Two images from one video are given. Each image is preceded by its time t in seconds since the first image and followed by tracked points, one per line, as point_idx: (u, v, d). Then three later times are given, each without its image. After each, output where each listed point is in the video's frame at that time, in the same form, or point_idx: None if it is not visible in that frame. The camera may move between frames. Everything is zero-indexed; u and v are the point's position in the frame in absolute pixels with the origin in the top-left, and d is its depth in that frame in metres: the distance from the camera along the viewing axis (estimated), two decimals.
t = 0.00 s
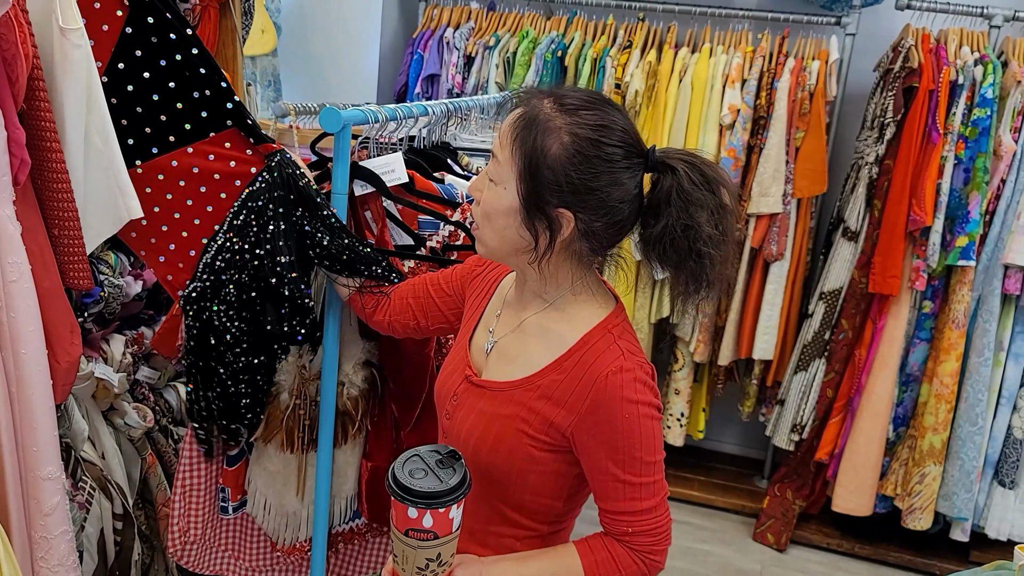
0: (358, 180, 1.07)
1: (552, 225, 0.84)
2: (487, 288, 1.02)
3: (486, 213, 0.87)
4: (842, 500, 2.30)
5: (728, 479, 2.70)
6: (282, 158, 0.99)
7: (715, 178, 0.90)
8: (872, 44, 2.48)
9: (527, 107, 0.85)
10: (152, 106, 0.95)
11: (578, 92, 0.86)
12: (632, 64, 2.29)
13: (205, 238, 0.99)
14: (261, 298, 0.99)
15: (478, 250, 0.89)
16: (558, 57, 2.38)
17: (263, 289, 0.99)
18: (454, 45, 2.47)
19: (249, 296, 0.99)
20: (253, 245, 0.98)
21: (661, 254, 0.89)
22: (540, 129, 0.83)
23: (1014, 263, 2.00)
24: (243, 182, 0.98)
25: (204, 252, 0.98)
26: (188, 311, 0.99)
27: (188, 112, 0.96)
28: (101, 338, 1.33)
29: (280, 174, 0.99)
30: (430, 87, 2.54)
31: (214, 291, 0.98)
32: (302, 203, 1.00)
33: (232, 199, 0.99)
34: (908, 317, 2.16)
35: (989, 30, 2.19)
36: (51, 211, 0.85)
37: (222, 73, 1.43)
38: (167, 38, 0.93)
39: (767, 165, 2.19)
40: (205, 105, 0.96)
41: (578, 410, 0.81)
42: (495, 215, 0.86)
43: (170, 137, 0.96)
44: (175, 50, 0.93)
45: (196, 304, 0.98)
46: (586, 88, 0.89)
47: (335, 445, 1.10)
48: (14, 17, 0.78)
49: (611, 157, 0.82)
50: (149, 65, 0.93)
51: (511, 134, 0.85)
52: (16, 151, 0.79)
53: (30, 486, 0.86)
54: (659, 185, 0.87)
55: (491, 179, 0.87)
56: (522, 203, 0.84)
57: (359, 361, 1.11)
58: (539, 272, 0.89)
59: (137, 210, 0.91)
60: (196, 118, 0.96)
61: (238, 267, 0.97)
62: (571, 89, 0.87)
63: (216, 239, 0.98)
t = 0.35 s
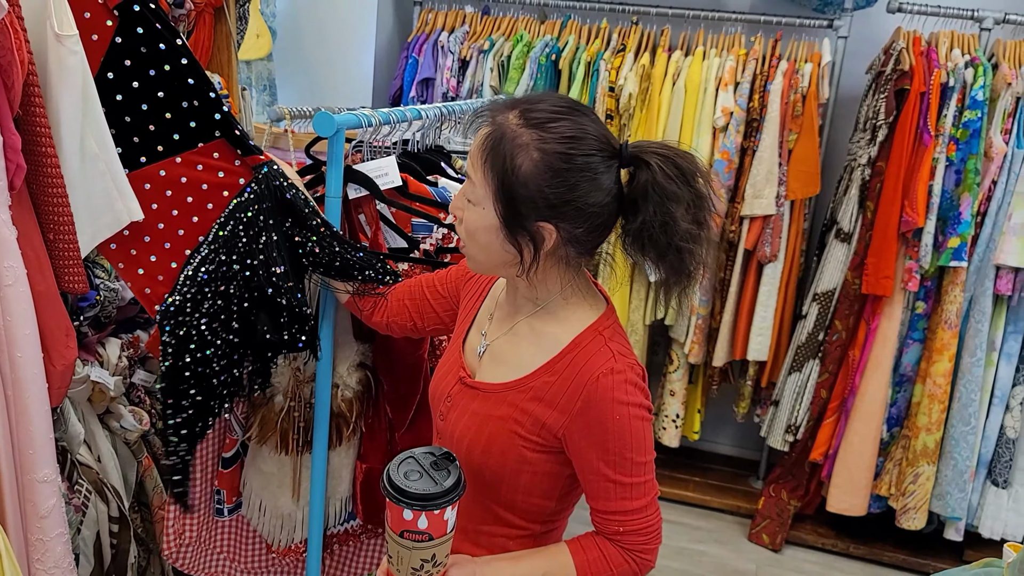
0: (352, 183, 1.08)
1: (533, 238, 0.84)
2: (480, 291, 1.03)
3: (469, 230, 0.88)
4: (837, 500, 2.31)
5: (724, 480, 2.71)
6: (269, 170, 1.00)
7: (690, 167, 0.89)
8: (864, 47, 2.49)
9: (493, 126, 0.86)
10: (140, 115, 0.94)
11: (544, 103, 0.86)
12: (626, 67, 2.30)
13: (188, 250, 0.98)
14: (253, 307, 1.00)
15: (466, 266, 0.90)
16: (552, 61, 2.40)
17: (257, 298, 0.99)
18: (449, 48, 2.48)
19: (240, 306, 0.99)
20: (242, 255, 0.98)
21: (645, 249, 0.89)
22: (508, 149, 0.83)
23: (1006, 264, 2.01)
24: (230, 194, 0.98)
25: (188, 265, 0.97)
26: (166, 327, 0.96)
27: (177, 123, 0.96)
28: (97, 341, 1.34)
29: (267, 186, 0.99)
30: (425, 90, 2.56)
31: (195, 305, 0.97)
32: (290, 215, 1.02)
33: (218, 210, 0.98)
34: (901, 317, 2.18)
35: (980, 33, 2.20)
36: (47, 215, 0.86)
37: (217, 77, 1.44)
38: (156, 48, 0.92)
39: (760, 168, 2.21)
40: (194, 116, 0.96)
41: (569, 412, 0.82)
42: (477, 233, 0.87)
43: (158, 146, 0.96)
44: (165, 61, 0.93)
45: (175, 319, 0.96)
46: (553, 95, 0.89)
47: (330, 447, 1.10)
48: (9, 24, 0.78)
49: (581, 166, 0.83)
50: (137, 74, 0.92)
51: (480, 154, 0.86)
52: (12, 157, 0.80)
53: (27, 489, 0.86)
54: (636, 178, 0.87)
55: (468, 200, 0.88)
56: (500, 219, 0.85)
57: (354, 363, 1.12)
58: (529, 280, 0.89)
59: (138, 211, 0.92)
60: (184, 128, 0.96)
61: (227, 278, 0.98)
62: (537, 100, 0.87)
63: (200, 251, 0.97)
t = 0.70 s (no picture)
0: (347, 187, 1.09)
1: (522, 246, 0.83)
2: (472, 293, 1.03)
3: (458, 241, 0.87)
4: (827, 500, 2.33)
5: (715, 481, 2.73)
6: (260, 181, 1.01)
7: (673, 162, 0.87)
8: (853, 51, 2.52)
9: (474, 135, 0.85)
10: (131, 124, 0.96)
11: (523, 109, 0.85)
12: (617, 70, 2.32)
13: (177, 258, 0.99)
14: (239, 315, 1.02)
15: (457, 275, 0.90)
16: (544, 64, 2.41)
17: (242, 308, 1.02)
18: (441, 52, 2.48)
19: (226, 314, 1.02)
20: (229, 265, 1.00)
21: (632, 246, 0.87)
22: (489, 157, 0.82)
23: (994, 266, 2.03)
24: (220, 204, 0.99)
25: (176, 272, 0.98)
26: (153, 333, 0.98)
27: (167, 132, 0.97)
28: (91, 345, 1.34)
29: (256, 198, 1.00)
30: (417, 94, 2.57)
31: (182, 312, 0.99)
32: (279, 226, 1.02)
33: (208, 220, 0.99)
34: (891, 319, 2.20)
35: (967, 37, 2.23)
36: (43, 219, 0.87)
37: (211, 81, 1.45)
38: (149, 58, 0.94)
39: (750, 171, 2.22)
40: (184, 126, 0.97)
41: (562, 413, 0.82)
42: (466, 243, 0.86)
43: (149, 155, 0.97)
44: (156, 71, 0.94)
45: (162, 325, 0.98)
46: (533, 100, 0.88)
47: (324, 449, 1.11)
48: (8, 29, 0.79)
49: (560, 170, 0.81)
50: (129, 84, 0.94)
51: (462, 164, 0.85)
52: (10, 161, 0.80)
53: (24, 492, 0.86)
54: (618, 177, 0.85)
55: (455, 211, 0.87)
56: (488, 228, 0.84)
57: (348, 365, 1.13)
58: (521, 286, 0.89)
59: (135, 214, 0.91)
60: (175, 138, 0.98)
61: (214, 287, 1.00)
62: (516, 106, 0.86)
63: (189, 260, 0.99)
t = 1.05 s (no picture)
0: (360, 190, 1.10)
1: (533, 247, 0.84)
2: (485, 292, 1.04)
3: (471, 243, 0.88)
4: (829, 497, 2.35)
5: (717, 479, 2.75)
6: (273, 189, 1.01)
7: (681, 162, 0.87)
8: (852, 51, 2.54)
9: (483, 139, 0.85)
10: (145, 131, 0.98)
11: (532, 112, 0.85)
12: (618, 72, 2.34)
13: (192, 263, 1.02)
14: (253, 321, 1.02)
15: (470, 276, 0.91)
16: (545, 66, 2.43)
17: (253, 314, 1.02)
18: (442, 54, 2.50)
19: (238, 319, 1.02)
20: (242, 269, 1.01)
21: (640, 244, 0.87)
22: (498, 161, 0.83)
23: (992, 263, 2.05)
24: (233, 212, 1.01)
25: (190, 277, 1.01)
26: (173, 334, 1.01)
27: (179, 140, 0.99)
28: (103, 347, 1.35)
29: (266, 206, 1.00)
30: (419, 96, 2.58)
31: (198, 314, 1.01)
32: (289, 234, 1.02)
33: (220, 226, 1.01)
34: (891, 317, 2.21)
35: (965, 36, 2.25)
36: (63, 223, 0.88)
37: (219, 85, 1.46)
38: (162, 66, 0.96)
39: (751, 171, 2.24)
40: (197, 134, 0.99)
41: (578, 411, 0.84)
42: (479, 245, 0.87)
43: (162, 162, 0.99)
44: (170, 79, 0.96)
45: (179, 326, 1.01)
46: (541, 103, 0.88)
47: (339, 449, 1.12)
48: (27, 35, 0.79)
49: (567, 172, 0.81)
50: (142, 92, 0.96)
51: (472, 167, 0.86)
52: (31, 167, 0.81)
53: (46, 492, 0.87)
54: (627, 177, 0.85)
55: (467, 213, 0.88)
56: (500, 231, 0.85)
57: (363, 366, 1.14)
58: (534, 287, 0.90)
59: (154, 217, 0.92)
60: (187, 145, 0.99)
61: (227, 291, 1.01)
62: (525, 110, 0.86)
63: (203, 264, 1.00)
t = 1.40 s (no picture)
0: (372, 186, 1.12)
1: (544, 241, 0.86)
2: (501, 286, 1.06)
3: (486, 232, 0.90)
4: (827, 486, 2.38)
5: (715, 470, 2.78)
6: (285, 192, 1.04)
7: (698, 170, 0.88)
8: (846, 45, 2.56)
9: (506, 131, 0.88)
10: (156, 134, 1.00)
11: (554, 109, 0.87)
12: (616, 67, 2.36)
13: (198, 267, 1.04)
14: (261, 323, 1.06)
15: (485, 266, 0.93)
16: (543, 62, 2.44)
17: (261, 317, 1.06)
18: (441, 50, 2.51)
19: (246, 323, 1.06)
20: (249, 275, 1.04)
21: (652, 248, 0.88)
22: (518, 153, 0.85)
23: (986, 254, 2.08)
24: (242, 216, 1.04)
25: (197, 280, 1.03)
26: (174, 338, 1.03)
27: (191, 144, 1.00)
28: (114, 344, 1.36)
29: (272, 216, 1.04)
30: (418, 92, 2.59)
31: (202, 320, 1.04)
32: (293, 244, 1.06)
33: (229, 230, 1.04)
34: (887, 308, 2.25)
35: (957, 30, 2.28)
36: (85, 222, 0.89)
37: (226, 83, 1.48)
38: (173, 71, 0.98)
39: (748, 165, 2.27)
40: (207, 138, 1.01)
41: (595, 402, 0.86)
42: (494, 234, 0.89)
43: (173, 166, 1.01)
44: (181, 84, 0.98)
45: (182, 331, 1.03)
46: (566, 101, 0.90)
47: (354, 442, 1.14)
48: (50, 37, 0.80)
49: (583, 169, 0.83)
50: (155, 96, 0.98)
51: (493, 157, 0.88)
52: (54, 166, 0.82)
53: (71, 487, 0.88)
54: (643, 180, 0.87)
55: (485, 202, 0.90)
56: (514, 222, 0.87)
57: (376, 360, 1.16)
58: (544, 280, 0.92)
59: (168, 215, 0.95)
60: (199, 150, 1.01)
61: (234, 296, 1.04)
62: (549, 106, 0.88)
63: (209, 269, 1.03)
